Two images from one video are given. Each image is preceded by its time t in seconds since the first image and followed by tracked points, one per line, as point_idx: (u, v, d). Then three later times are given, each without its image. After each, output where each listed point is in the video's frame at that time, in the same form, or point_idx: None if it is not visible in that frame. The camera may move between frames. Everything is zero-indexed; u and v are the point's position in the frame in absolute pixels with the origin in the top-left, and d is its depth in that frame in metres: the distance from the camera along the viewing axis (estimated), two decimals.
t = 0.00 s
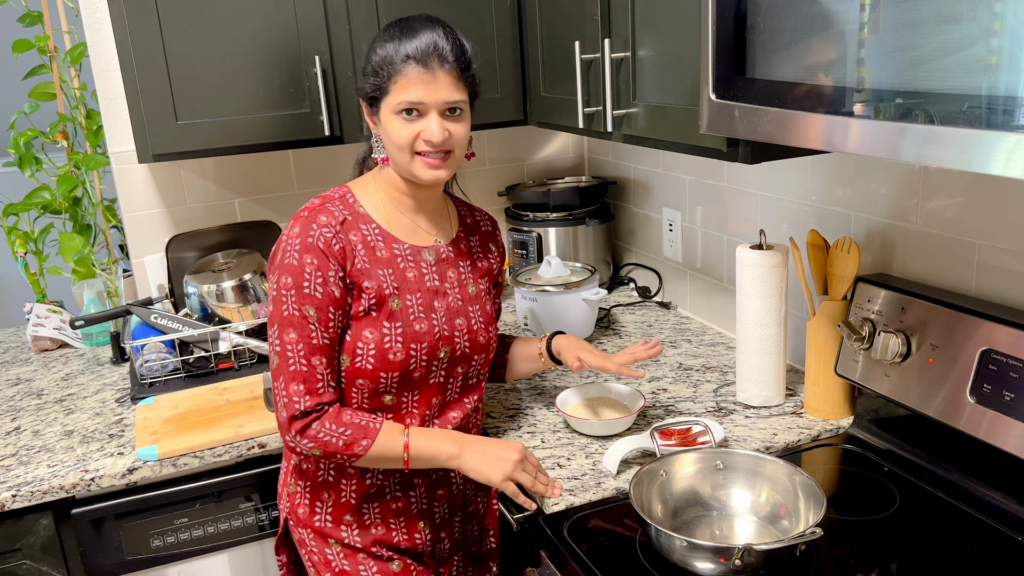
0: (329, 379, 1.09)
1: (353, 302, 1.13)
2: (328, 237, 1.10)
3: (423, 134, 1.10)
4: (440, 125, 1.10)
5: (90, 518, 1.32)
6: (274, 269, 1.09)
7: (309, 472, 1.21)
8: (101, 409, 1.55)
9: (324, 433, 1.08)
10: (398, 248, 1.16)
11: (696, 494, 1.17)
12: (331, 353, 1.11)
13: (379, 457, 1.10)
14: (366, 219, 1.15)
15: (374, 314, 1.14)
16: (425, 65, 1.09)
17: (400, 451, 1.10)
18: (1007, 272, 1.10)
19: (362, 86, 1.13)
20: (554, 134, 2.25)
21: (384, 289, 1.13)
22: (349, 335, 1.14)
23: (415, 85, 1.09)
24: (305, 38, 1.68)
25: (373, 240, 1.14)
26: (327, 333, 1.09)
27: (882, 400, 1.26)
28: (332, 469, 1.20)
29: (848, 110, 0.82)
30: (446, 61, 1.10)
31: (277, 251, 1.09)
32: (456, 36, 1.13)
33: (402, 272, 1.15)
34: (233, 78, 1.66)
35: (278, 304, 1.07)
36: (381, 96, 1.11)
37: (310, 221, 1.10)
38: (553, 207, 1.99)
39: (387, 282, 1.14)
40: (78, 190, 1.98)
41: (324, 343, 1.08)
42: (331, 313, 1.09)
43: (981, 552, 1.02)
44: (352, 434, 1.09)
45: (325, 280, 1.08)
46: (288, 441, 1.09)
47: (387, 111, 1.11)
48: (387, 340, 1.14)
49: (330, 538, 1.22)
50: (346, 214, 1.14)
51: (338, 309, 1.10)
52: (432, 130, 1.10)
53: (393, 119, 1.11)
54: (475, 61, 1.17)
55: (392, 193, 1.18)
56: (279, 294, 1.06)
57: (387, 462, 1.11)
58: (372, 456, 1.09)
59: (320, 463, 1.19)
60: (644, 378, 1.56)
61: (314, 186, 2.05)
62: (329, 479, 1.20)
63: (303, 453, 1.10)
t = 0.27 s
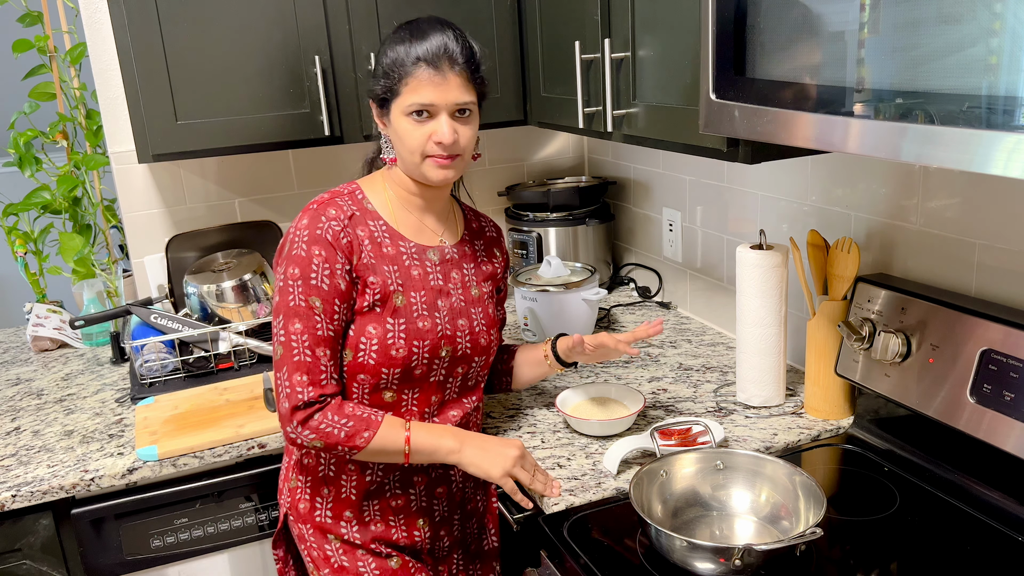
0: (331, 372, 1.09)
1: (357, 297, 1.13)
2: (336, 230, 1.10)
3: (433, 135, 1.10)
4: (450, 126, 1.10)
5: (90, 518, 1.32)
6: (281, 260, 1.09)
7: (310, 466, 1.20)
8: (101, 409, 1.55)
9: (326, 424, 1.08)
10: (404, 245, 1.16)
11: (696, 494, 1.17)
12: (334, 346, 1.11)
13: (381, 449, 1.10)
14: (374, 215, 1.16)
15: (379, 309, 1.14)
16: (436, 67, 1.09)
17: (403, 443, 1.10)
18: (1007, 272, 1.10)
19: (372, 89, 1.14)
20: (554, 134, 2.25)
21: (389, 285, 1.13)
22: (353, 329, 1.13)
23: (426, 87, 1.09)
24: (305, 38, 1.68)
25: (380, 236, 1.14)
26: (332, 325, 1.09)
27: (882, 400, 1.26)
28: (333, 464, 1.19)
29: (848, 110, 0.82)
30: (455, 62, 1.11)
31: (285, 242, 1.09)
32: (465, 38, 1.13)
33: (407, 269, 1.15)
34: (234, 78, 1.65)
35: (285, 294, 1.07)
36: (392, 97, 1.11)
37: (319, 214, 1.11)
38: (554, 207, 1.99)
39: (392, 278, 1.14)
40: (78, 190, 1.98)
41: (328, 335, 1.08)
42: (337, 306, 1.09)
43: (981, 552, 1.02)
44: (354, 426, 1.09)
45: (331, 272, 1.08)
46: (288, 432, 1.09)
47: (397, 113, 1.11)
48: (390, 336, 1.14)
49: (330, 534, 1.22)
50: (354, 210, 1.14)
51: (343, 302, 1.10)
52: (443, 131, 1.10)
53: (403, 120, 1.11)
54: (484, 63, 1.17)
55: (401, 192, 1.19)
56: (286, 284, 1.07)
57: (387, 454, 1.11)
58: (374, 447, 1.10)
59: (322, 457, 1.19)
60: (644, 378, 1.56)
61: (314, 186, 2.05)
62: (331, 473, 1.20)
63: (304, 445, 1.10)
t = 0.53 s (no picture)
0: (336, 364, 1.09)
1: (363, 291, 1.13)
2: (344, 224, 1.11)
3: (444, 133, 1.10)
4: (461, 124, 1.10)
5: (90, 518, 1.32)
6: (289, 252, 1.09)
7: (314, 462, 1.21)
8: (101, 408, 1.55)
9: (330, 415, 1.07)
10: (409, 243, 1.16)
11: (696, 494, 1.17)
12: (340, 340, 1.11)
13: (385, 443, 1.10)
14: (381, 211, 1.16)
15: (384, 305, 1.14)
16: (447, 66, 1.09)
17: (405, 437, 1.11)
18: (1007, 272, 1.10)
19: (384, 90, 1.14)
20: (554, 134, 2.25)
21: (394, 281, 1.14)
22: (358, 324, 1.13)
23: (437, 85, 1.09)
24: (305, 38, 1.68)
25: (386, 232, 1.15)
26: (338, 318, 1.09)
27: (882, 400, 1.26)
28: (335, 460, 1.20)
29: (848, 110, 0.82)
30: (466, 62, 1.11)
31: (293, 234, 1.09)
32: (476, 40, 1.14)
33: (412, 266, 1.16)
34: (234, 78, 1.66)
35: (292, 285, 1.06)
36: (403, 96, 1.12)
37: (327, 208, 1.11)
38: (553, 207, 1.99)
39: (397, 274, 1.14)
40: (78, 190, 1.98)
41: (335, 328, 1.08)
42: (344, 299, 1.09)
43: (981, 552, 1.02)
44: (359, 418, 1.08)
45: (340, 264, 1.08)
46: (291, 424, 1.08)
47: (408, 111, 1.12)
48: (394, 332, 1.14)
49: (334, 530, 1.22)
50: (362, 205, 1.15)
51: (350, 296, 1.10)
52: (454, 128, 1.10)
53: (415, 119, 1.11)
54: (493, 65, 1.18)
55: (409, 192, 1.19)
56: (294, 276, 1.06)
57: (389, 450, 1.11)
58: (378, 440, 1.09)
59: (325, 452, 1.20)
60: (643, 378, 1.57)
61: (314, 186, 2.05)
62: (333, 470, 1.20)
63: (307, 437, 1.09)
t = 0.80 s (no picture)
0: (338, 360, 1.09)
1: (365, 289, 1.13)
2: (347, 222, 1.11)
3: (453, 129, 1.10)
4: (469, 119, 1.11)
5: (90, 518, 1.32)
6: (292, 248, 1.09)
7: (315, 459, 1.21)
8: (101, 409, 1.55)
9: (331, 411, 1.07)
10: (411, 242, 1.16)
11: (697, 494, 1.17)
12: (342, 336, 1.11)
13: (388, 440, 1.09)
14: (384, 210, 1.16)
15: (385, 303, 1.14)
16: (456, 62, 1.10)
17: (406, 437, 1.10)
18: (1007, 272, 1.10)
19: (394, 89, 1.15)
20: (554, 134, 2.25)
21: (396, 280, 1.14)
22: (359, 321, 1.13)
23: (445, 80, 1.10)
24: (305, 38, 1.68)
25: (388, 231, 1.15)
26: (341, 314, 1.09)
27: (881, 400, 1.26)
28: (337, 456, 1.20)
29: (848, 110, 0.82)
30: (474, 59, 1.12)
31: (296, 230, 1.10)
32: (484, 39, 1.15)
33: (414, 265, 1.16)
34: (234, 78, 1.66)
35: (295, 281, 1.07)
36: (412, 94, 1.13)
37: (331, 205, 1.11)
38: (554, 207, 1.99)
39: (399, 273, 1.14)
40: (78, 190, 1.98)
41: (337, 324, 1.08)
42: (346, 296, 1.09)
43: (981, 552, 1.02)
44: (359, 415, 1.08)
45: (342, 261, 1.08)
46: (292, 418, 1.08)
47: (417, 109, 1.12)
48: (395, 330, 1.14)
49: (336, 526, 1.22)
50: (365, 203, 1.15)
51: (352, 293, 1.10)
52: (462, 124, 1.10)
53: (424, 116, 1.12)
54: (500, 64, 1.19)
55: (414, 192, 1.19)
56: (297, 271, 1.07)
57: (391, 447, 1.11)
58: (378, 437, 1.09)
59: (326, 448, 1.20)
60: (643, 378, 1.57)
61: (314, 186, 2.05)
62: (334, 467, 1.20)
63: (307, 432, 1.09)
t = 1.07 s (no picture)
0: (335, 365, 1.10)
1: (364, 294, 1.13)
2: (345, 228, 1.10)
3: (447, 132, 1.10)
4: (463, 123, 1.10)
5: (90, 518, 1.32)
6: (291, 254, 1.10)
7: (315, 457, 1.21)
8: (101, 409, 1.55)
9: (327, 416, 1.09)
10: (410, 247, 1.16)
11: (696, 494, 1.17)
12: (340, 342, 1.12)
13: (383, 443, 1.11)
14: (383, 215, 1.16)
15: (384, 308, 1.14)
16: (451, 65, 1.10)
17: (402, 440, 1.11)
18: (1007, 272, 1.10)
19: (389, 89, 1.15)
20: (554, 134, 2.25)
21: (394, 286, 1.14)
22: (358, 326, 1.14)
23: (440, 84, 1.10)
24: (305, 38, 1.68)
25: (387, 236, 1.14)
26: (338, 321, 1.09)
27: (882, 400, 1.26)
28: (337, 456, 1.20)
29: (848, 110, 0.82)
30: (470, 62, 1.12)
31: (295, 236, 1.10)
32: (481, 41, 1.15)
33: (412, 270, 1.15)
34: (235, 78, 1.65)
35: (293, 287, 1.08)
36: (407, 96, 1.13)
37: (329, 211, 1.11)
38: (554, 207, 1.99)
39: (398, 279, 1.14)
40: (78, 190, 1.98)
41: (334, 330, 1.09)
42: (343, 302, 1.09)
43: (981, 552, 1.02)
44: (355, 420, 1.10)
45: (339, 268, 1.09)
46: (290, 422, 1.10)
47: (411, 111, 1.12)
48: (394, 336, 1.14)
49: (336, 522, 1.22)
50: (363, 209, 1.14)
51: (350, 299, 1.10)
52: (456, 128, 1.10)
53: (418, 118, 1.12)
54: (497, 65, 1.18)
55: (411, 194, 1.19)
56: (294, 278, 1.07)
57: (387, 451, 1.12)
58: (374, 442, 1.10)
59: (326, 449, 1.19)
60: (643, 378, 1.56)
61: (314, 186, 2.05)
62: (334, 466, 1.20)
63: (305, 436, 1.11)
